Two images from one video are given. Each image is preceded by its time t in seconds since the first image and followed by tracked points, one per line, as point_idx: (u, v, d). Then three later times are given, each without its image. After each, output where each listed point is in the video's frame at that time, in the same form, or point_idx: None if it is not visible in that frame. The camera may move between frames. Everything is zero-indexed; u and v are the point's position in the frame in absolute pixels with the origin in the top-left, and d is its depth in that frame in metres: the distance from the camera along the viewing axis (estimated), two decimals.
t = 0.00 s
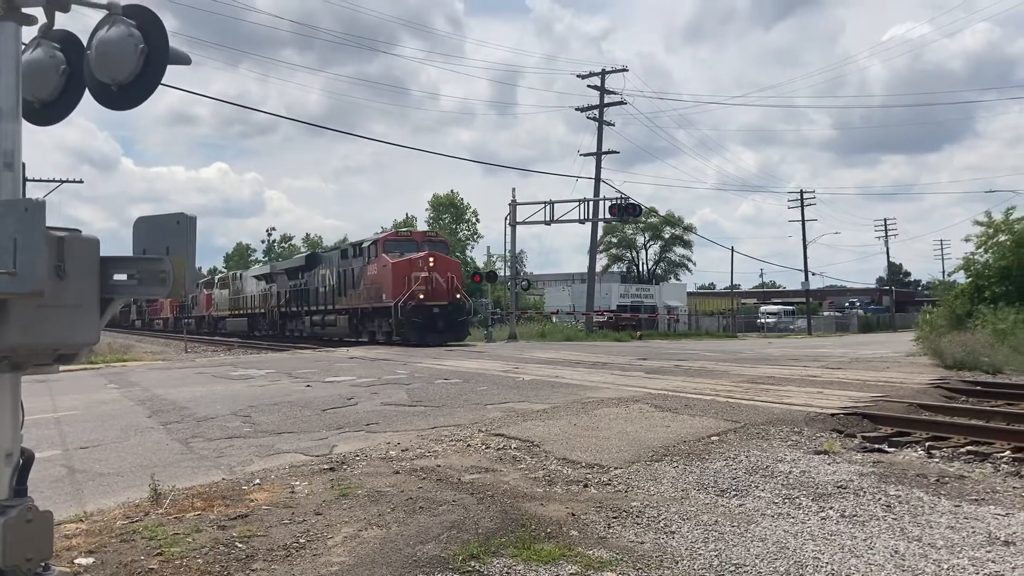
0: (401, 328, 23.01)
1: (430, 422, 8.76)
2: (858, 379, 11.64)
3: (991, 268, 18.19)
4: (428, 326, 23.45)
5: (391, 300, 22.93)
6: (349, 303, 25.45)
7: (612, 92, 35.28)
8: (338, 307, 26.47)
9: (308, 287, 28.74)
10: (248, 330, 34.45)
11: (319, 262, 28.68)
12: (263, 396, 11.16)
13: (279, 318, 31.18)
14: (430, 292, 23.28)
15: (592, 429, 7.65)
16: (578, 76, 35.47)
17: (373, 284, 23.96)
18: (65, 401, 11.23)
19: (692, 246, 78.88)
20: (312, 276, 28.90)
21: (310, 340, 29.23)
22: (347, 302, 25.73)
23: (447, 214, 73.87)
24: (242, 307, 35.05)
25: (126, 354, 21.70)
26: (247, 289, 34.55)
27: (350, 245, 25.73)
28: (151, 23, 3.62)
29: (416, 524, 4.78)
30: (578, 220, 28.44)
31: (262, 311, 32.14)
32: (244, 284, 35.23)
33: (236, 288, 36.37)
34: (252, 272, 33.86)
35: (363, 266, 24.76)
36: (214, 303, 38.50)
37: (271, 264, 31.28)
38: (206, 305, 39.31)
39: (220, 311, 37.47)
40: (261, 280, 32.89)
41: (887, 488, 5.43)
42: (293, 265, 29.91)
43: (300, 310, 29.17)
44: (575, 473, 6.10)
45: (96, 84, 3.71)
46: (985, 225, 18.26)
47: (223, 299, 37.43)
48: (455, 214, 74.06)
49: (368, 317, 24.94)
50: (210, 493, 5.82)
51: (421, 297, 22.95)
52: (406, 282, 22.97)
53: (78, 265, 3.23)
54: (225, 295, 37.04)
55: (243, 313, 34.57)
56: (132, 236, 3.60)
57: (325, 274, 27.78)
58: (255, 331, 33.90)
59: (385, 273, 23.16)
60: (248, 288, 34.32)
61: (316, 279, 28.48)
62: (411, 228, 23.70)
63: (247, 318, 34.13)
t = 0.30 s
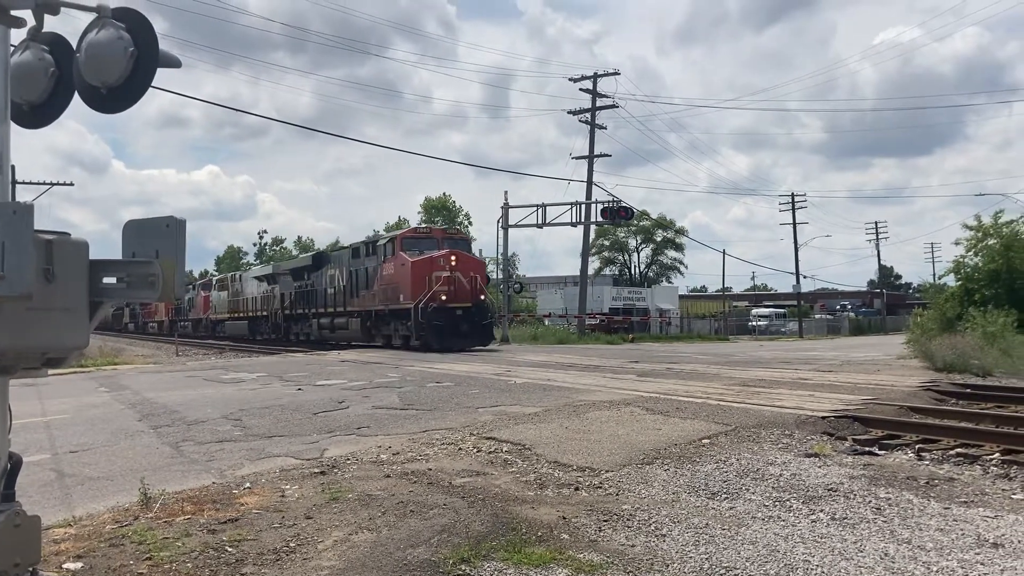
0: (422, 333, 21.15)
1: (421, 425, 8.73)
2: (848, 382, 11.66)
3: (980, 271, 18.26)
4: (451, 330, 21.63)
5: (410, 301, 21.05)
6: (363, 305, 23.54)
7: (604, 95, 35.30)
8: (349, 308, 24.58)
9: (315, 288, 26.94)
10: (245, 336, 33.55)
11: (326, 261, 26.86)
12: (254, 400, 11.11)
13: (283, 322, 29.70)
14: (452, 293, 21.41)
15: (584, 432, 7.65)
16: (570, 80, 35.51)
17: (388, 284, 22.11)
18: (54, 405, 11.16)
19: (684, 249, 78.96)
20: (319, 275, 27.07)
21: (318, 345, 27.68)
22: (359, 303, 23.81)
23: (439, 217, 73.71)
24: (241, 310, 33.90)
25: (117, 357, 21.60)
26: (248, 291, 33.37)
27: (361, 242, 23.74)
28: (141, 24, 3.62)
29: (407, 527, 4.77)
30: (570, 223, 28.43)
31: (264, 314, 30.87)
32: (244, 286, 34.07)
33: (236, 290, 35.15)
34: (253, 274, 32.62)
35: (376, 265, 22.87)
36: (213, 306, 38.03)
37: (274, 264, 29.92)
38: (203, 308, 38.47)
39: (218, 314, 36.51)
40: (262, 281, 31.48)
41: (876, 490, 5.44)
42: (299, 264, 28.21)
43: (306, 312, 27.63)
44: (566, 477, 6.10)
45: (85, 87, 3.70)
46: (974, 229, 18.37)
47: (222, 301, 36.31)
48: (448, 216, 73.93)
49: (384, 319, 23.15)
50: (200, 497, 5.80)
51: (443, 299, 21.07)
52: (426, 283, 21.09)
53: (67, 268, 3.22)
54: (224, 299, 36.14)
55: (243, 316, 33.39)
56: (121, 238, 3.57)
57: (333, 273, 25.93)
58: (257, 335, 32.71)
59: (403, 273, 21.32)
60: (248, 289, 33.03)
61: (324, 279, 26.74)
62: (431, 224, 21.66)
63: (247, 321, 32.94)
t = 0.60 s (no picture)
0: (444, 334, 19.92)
1: (409, 426, 8.72)
2: (835, 382, 11.72)
3: (966, 272, 18.37)
4: (476, 332, 20.37)
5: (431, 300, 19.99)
6: (379, 306, 22.43)
7: (593, 95, 35.28)
8: (361, 309, 23.60)
9: (321, 287, 26.09)
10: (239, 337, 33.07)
11: (333, 258, 25.99)
12: (242, 401, 11.08)
13: (284, 322, 29.03)
14: (477, 291, 20.24)
15: (572, 433, 7.64)
16: (560, 80, 35.47)
17: (407, 283, 21.05)
18: (39, 406, 11.10)
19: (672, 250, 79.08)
20: (326, 274, 26.21)
21: (325, 346, 26.85)
22: (375, 303, 22.69)
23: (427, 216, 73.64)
24: (237, 310, 33.33)
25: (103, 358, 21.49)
26: (245, 291, 32.77)
27: (375, 238, 22.75)
28: (125, 25, 3.58)
29: (395, 529, 4.76)
30: (558, 224, 28.43)
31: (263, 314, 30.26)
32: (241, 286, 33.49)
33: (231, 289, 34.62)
34: (252, 273, 32.01)
35: (392, 263, 21.83)
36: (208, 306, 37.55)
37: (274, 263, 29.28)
38: (196, 308, 37.98)
39: (213, 315, 35.96)
40: (263, 279, 30.73)
41: (863, 490, 5.46)
42: (304, 262, 27.41)
43: (312, 311, 26.77)
44: (554, 478, 6.09)
45: (68, 85, 3.67)
46: (959, 230, 18.46)
47: (217, 301, 35.75)
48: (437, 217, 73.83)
49: (402, 319, 22.02)
50: (187, 499, 5.77)
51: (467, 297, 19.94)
52: (447, 280, 20.03)
53: (53, 269, 3.20)
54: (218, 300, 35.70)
55: (240, 317, 32.80)
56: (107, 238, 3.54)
57: (343, 271, 25.03)
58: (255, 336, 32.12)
59: (421, 270, 20.28)
60: (247, 288, 32.29)
61: (331, 278, 25.91)
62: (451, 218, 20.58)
63: (244, 322, 32.38)
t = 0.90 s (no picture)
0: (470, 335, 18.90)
1: (393, 425, 8.71)
2: (819, 379, 11.78)
3: (948, 272, 18.53)
4: (502, 332, 19.34)
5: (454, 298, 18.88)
6: (394, 303, 21.34)
7: (578, 94, 35.33)
8: (373, 305, 22.53)
9: (326, 284, 25.06)
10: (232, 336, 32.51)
11: (338, 253, 24.96)
12: (226, 400, 11.04)
13: (284, 319, 28.23)
14: (503, 288, 19.17)
15: (557, 431, 7.65)
16: (545, 79, 35.47)
17: (425, 277, 19.99)
18: (20, 405, 11.03)
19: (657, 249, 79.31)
20: (331, 269, 25.18)
21: (330, 345, 25.91)
22: (390, 300, 21.64)
23: (413, 215, 73.52)
24: (232, 308, 32.68)
25: (86, 357, 21.34)
26: (241, 288, 32.07)
27: (389, 230, 21.67)
28: (109, 21, 3.55)
29: (380, 527, 4.76)
30: (544, 222, 28.44)
31: (261, 312, 29.53)
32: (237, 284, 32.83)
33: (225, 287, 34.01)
34: (249, 270, 31.25)
35: (409, 258, 20.78)
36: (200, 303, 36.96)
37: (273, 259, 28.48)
38: (186, 307, 37.59)
39: (205, 313, 35.44)
40: (260, 276, 29.97)
41: (845, 487, 5.50)
42: (306, 257, 26.45)
43: (316, 309, 25.88)
44: (539, 476, 6.11)
45: (50, 81, 3.62)
46: (941, 229, 18.63)
47: (211, 299, 35.13)
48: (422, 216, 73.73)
49: (421, 317, 21.00)
50: (170, 499, 5.74)
51: (493, 294, 18.85)
52: (471, 276, 18.93)
53: (34, 268, 3.17)
54: (211, 299, 35.17)
55: (234, 315, 32.12)
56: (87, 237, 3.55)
57: (351, 266, 23.95)
58: (251, 334, 31.45)
59: (442, 264, 19.23)
60: (243, 286, 31.57)
61: (336, 273, 24.92)
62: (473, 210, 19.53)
63: (238, 320, 31.73)
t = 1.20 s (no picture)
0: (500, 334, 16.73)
1: (375, 422, 8.69)
2: (799, 376, 11.85)
3: (926, 269, 18.60)
4: (535, 331, 17.02)
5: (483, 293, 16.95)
6: (411, 299, 19.60)
7: (561, 92, 35.32)
8: (385, 302, 20.91)
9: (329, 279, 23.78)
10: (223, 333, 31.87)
11: (342, 246, 23.65)
12: (206, 397, 10.98)
13: (281, 316, 27.26)
14: (536, 282, 16.85)
15: (539, 428, 7.65)
16: (528, 76, 35.41)
17: (446, 270, 18.14)
18: None
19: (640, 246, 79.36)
20: (335, 263, 23.90)
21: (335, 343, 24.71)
22: (406, 295, 19.88)
23: (394, 212, 73.33)
24: (224, 305, 31.88)
25: (64, 355, 21.16)
26: (235, 284, 31.23)
27: (401, 221, 20.02)
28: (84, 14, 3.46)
29: (360, 524, 4.75)
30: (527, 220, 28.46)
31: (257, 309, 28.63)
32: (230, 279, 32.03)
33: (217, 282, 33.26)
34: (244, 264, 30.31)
35: (424, 251, 19.06)
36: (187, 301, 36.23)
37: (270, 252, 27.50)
38: (174, 304, 37.01)
39: (195, 310, 34.81)
40: (257, 271, 28.86)
41: (824, 482, 5.54)
42: (308, 250, 25.27)
43: (319, 305, 24.60)
44: (520, 472, 6.12)
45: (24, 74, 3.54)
46: (920, 226, 18.77)
47: (201, 295, 34.36)
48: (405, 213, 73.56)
49: (441, 313, 19.15)
50: (149, 496, 5.71)
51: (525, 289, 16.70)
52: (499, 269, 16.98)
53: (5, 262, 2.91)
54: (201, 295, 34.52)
55: (227, 311, 31.33)
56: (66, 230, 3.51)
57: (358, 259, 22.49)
58: (247, 331, 30.67)
59: (465, 256, 17.39)
60: (237, 281, 30.57)
61: (339, 267, 23.69)
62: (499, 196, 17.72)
63: (233, 317, 30.96)
